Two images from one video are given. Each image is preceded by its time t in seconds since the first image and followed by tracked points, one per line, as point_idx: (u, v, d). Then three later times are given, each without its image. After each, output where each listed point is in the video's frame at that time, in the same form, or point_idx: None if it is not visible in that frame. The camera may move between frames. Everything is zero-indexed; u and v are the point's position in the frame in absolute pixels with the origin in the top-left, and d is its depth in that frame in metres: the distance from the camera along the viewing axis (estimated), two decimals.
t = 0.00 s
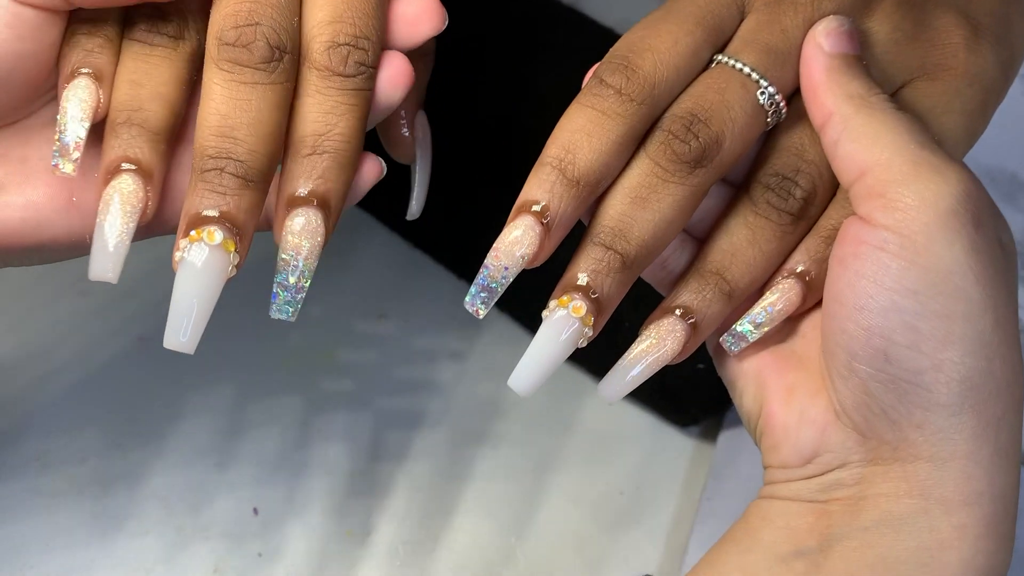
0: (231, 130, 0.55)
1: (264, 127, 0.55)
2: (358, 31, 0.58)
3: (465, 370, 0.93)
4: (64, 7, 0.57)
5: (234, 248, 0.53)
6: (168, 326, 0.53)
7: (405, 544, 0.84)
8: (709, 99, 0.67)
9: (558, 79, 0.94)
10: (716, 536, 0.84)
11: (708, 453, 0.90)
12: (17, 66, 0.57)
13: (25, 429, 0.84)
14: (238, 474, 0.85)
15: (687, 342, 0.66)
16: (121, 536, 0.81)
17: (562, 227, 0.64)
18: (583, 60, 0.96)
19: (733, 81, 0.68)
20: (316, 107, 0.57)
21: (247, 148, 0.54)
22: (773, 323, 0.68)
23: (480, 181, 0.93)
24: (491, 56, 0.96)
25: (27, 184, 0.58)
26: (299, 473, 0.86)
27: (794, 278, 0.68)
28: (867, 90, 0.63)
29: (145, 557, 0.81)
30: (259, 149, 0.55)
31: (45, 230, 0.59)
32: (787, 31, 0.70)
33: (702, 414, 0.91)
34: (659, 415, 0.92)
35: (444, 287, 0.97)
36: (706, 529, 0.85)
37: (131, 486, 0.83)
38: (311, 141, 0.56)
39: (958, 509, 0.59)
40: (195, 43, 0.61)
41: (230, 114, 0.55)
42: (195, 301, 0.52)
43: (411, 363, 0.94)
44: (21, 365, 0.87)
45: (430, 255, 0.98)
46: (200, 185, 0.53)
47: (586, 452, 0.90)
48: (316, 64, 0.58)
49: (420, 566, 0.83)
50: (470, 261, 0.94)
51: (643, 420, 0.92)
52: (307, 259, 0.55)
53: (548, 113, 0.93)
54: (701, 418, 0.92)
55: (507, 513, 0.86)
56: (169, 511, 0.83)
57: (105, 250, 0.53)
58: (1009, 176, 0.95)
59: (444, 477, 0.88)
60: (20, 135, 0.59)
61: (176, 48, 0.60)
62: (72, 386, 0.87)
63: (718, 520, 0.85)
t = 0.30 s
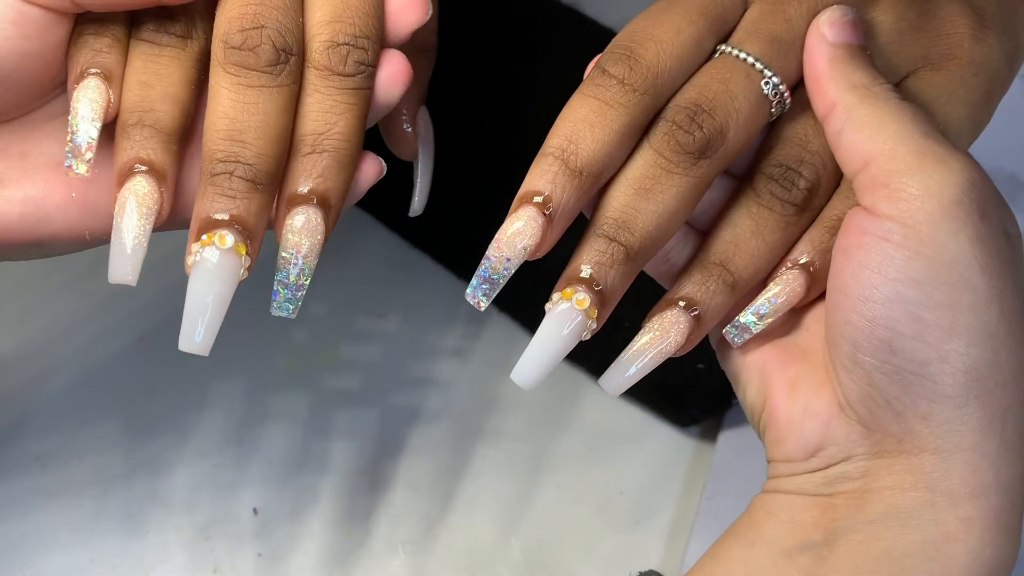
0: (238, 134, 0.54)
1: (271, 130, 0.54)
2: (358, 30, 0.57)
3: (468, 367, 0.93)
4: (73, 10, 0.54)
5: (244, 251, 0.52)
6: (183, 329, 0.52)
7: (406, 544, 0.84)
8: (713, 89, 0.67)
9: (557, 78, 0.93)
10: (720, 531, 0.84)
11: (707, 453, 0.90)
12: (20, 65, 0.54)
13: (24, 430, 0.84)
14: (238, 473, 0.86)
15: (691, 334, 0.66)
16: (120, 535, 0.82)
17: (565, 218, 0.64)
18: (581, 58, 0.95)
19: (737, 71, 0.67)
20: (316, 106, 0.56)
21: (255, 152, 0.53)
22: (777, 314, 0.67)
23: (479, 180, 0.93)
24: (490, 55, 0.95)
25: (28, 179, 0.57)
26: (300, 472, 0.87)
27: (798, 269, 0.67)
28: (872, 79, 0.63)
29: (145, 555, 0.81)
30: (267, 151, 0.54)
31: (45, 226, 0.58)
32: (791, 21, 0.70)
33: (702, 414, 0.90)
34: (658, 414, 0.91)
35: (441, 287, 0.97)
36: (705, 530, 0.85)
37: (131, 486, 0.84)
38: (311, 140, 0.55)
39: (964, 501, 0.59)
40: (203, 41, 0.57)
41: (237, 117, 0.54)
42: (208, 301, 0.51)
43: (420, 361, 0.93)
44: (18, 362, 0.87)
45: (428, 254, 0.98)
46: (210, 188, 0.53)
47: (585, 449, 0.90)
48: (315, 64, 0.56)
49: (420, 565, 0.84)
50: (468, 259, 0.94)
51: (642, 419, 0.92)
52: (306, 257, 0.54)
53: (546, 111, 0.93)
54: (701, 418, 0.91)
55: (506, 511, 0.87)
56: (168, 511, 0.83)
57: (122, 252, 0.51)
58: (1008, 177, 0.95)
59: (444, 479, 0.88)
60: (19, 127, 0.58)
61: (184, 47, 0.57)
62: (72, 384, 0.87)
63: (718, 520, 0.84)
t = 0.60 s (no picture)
0: (244, 140, 0.52)
1: (276, 137, 0.53)
2: (362, 34, 0.55)
3: (469, 368, 0.93)
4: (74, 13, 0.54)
5: (252, 256, 0.51)
6: (191, 333, 0.51)
7: (405, 545, 0.84)
8: (714, 87, 0.66)
9: (557, 78, 0.93)
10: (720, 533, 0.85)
11: (707, 454, 0.90)
12: (20, 66, 0.54)
13: (23, 431, 0.84)
14: (238, 474, 0.86)
15: (692, 333, 0.66)
16: (120, 535, 0.82)
17: (565, 216, 0.64)
18: (581, 58, 0.95)
19: (738, 69, 0.67)
20: (321, 110, 0.54)
21: (261, 158, 0.52)
22: (778, 313, 0.66)
23: (479, 180, 0.92)
24: (490, 56, 0.95)
25: (24, 177, 0.57)
26: (300, 473, 0.86)
27: (799, 268, 0.67)
28: (874, 75, 0.62)
29: (144, 556, 0.81)
30: (272, 157, 0.52)
31: (40, 225, 0.57)
32: (791, 19, 0.70)
33: (701, 414, 0.89)
34: (659, 416, 0.91)
35: (440, 287, 0.97)
36: (706, 531, 0.86)
37: (131, 486, 0.84)
38: (317, 143, 0.54)
39: (968, 501, 0.58)
40: (205, 45, 0.56)
41: (242, 123, 0.53)
42: (217, 305, 0.50)
43: (422, 364, 0.93)
44: (16, 360, 0.87)
45: (428, 255, 0.98)
46: (218, 195, 0.51)
47: (585, 449, 0.90)
48: (316, 68, 0.54)
49: (420, 565, 0.83)
50: (467, 260, 0.93)
51: (643, 420, 0.92)
52: (314, 260, 0.52)
53: (546, 110, 0.92)
54: (701, 418, 0.90)
55: (507, 511, 0.86)
56: (168, 511, 0.83)
57: (126, 255, 0.50)
58: (1008, 177, 0.94)
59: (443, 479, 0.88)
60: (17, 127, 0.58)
61: (187, 51, 0.56)
62: (71, 383, 0.87)
63: (718, 522, 0.85)
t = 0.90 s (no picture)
0: (261, 148, 0.52)
1: (292, 144, 0.52)
2: (377, 31, 0.54)
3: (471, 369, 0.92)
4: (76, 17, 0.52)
5: (274, 260, 0.50)
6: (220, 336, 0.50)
7: (406, 545, 0.84)
8: (716, 88, 0.66)
9: (558, 78, 0.93)
10: (727, 533, 0.85)
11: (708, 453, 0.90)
12: (22, 66, 0.53)
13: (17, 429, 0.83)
14: (239, 475, 0.85)
15: (698, 332, 0.65)
16: (122, 536, 0.81)
17: (568, 217, 0.63)
18: (582, 58, 0.95)
19: (741, 69, 0.67)
20: (339, 110, 0.53)
21: (278, 164, 0.52)
22: (783, 313, 0.66)
23: (481, 182, 0.92)
24: (492, 56, 0.94)
25: (23, 172, 0.55)
26: (303, 475, 0.86)
27: (804, 267, 0.67)
28: (879, 74, 0.62)
29: (146, 556, 0.81)
30: (290, 164, 0.52)
31: (36, 220, 0.56)
32: (794, 18, 0.70)
33: (702, 414, 0.90)
34: (659, 415, 0.91)
35: (441, 287, 0.96)
36: (706, 532, 0.86)
37: (131, 486, 0.83)
38: (338, 143, 0.52)
39: (978, 499, 0.58)
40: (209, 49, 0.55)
41: (258, 131, 0.52)
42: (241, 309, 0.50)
43: (418, 369, 0.92)
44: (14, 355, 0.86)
45: (429, 255, 0.96)
46: (236, 201, 0.51)
47: (589, 449, 0.89)
48: (336, 67, 0.53)
49: (423, 565, 0.83)
50: (471, 261, 0.93)
51: (648, 421, 0.91)
52: (341, 259, 0.51)
53: (547, 113, 0.92)
54: (701, 418, 0.91)
55: (511, 512, 0.86)
56: (169, 511, 0.83)
57: (132, 258, 0.49)
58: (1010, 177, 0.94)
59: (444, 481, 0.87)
60: (19, 122, 0.57)
61: (192, 55, 0.55)
62: (68, 378, 0.86)
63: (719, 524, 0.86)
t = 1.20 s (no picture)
0: (262, 147, 0.52)
1: (293, 142, 0.53)
2: (380, 25, 0.53)
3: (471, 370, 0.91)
4: (74, 18, 0.52)
5: (275, 258, 0.51)
6: (221, 336, 0.50)
7: (405, 544, 0.84)
8: (716, 89, 0.66)
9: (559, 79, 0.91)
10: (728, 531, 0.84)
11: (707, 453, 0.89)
12: (21, 67, 0.53)
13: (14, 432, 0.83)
14: (238, 476, 0.85)
15: (700, 333, 0.65)
16: (122, 535, 0.81)
17: (568, 219, 0.63)
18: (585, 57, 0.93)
19: (740, 71, 0.67)
20: (344, 105, 0.53)
21: (280, 163, 0.52)
22: (784, 313, 0.66)
23: (482, 182, 0.91)
24: (492, 54, 0.92)
25: (22, 169, 0.55)
26: (303, 475, 0.85)
27: (804, 268, 0.66)
28: (875, 76, 0.62)
29: (147, 555, 0.81)
30: (292, 162, 0.53)
31: (36, 217, 0.56)
32: (793, 20, 0.70)
33: (702, 414, 0.89)
34: (658, 413, 0.90)
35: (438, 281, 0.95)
36: (706, 531, 0.85)
37: (130, 486, 0.83)
38: (343, 138, 0.52)
39: (982, 498, 0.58)
40: (209, 49, 0.55)
41: (259, 130, 0.52)
42: (241, 310, 0.50)
43: (418, 371, 0.91)
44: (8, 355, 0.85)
45: (428, 255, 0.95)
46: (238, 199, 0.51)
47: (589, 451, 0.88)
48: (339, 61, 0.53)
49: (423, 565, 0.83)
50: (471, 262, 0.92)
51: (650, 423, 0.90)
52: (347, 255, 0.51)
53: (547, 113, 0.91)
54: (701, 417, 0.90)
55: (513, 513, 0.86)
56: (169, 510, 0.83)
57: (128, 256, 0.49)
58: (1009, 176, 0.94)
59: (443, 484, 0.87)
60: (17, 121, 0.56)
61: (191, 55, 0.54)
62: (66, 378, 0.85)
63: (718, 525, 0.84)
